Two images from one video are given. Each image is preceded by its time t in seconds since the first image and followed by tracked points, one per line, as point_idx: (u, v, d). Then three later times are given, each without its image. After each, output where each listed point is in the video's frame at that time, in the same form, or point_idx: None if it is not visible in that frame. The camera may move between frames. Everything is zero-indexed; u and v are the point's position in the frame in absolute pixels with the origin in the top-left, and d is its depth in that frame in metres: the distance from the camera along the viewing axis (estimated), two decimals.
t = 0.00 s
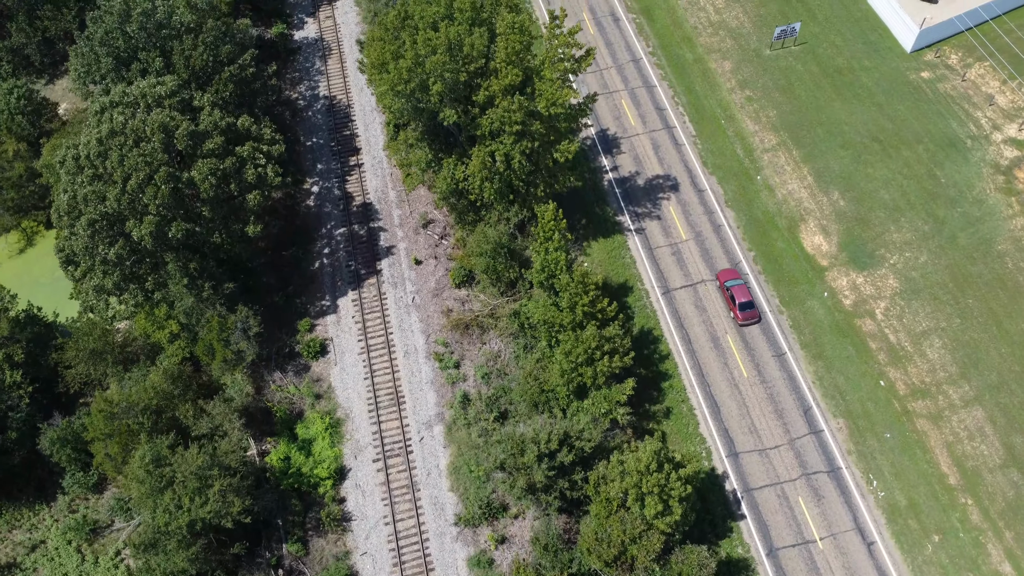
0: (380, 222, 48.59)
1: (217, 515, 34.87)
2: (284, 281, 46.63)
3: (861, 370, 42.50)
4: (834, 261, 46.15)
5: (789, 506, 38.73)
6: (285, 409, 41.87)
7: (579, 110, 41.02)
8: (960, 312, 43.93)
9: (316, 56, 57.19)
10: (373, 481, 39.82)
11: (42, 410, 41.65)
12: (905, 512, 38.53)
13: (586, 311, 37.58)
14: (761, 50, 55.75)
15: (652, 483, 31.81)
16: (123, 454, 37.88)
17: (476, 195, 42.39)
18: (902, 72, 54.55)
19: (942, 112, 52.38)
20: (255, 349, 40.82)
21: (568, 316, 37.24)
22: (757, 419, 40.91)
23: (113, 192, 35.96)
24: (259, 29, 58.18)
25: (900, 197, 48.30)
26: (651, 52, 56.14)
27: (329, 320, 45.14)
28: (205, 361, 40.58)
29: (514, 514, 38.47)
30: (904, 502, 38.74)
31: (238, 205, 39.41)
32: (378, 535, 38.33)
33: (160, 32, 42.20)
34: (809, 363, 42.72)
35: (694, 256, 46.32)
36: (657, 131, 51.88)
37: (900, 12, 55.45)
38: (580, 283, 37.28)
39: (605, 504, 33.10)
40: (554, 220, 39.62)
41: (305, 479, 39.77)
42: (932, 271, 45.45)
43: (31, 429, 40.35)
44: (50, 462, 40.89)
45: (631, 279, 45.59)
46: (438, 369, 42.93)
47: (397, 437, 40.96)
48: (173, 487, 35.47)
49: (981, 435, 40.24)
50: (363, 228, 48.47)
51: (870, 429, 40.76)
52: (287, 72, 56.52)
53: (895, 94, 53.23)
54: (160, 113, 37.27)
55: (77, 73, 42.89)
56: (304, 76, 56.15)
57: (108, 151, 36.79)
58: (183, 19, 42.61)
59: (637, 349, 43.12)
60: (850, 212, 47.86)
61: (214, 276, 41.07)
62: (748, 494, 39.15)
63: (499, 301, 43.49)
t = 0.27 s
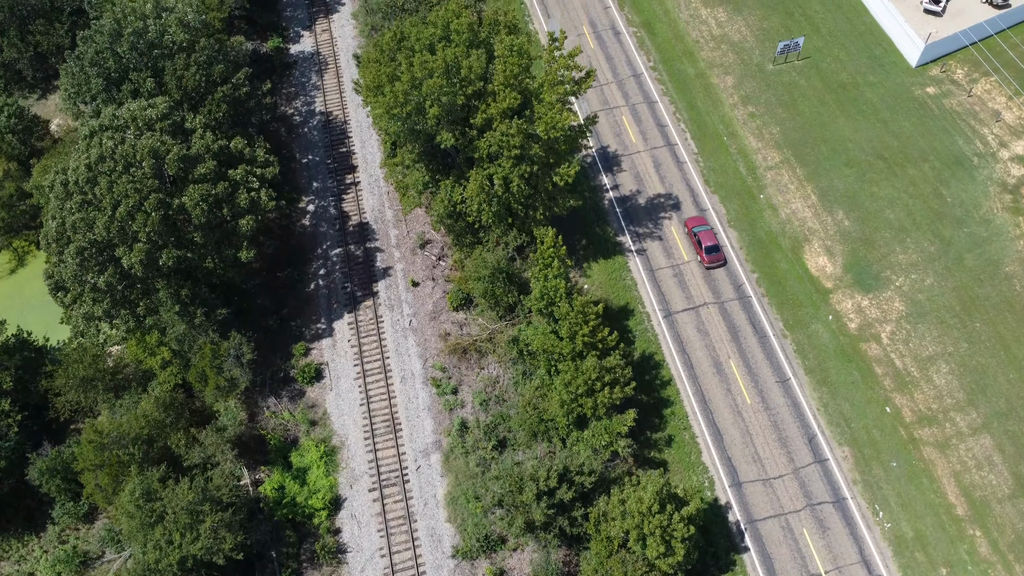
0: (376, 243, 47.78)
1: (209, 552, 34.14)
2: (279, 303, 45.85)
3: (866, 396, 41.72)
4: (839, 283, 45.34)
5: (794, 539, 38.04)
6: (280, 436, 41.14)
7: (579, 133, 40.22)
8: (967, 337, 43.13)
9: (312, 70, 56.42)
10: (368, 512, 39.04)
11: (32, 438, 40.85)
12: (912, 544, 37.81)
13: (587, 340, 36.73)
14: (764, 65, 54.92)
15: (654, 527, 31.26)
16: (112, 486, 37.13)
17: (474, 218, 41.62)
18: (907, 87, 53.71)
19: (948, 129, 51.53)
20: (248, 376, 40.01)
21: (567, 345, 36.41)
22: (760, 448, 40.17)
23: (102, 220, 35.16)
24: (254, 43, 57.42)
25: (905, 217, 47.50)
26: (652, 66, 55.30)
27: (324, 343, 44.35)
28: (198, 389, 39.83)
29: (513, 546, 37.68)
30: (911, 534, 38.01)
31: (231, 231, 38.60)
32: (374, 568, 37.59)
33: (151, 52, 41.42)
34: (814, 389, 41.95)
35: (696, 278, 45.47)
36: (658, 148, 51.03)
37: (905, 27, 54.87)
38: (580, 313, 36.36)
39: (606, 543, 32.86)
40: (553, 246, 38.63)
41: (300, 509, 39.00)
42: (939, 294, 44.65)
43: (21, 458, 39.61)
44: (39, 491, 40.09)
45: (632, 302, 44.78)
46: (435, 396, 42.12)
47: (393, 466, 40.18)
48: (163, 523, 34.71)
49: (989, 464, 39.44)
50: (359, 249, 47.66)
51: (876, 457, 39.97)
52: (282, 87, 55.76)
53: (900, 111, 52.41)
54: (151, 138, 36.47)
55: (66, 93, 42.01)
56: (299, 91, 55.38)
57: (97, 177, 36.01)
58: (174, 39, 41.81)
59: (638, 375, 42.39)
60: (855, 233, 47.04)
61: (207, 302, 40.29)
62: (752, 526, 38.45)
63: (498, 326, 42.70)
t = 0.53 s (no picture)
0: (372, 264, 46.98)
1: None
2: (274, 327, 45.09)
3: (871, 423, 40.92)
4: (843, 306, 44.52)
5: (798, 572, 37.38)
6: (274, 465, 40.42)
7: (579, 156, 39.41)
8: (974, 362, 42.30)
9: (308, 85, 55.66)
10: (364, 544, 38.25)
11: (21, 467, 40.03)
12: None
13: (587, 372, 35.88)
14: (767, 80, 54.09)
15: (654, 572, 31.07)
16: (102, 519, 36.40)
17: (471, 242, 40.85)
18: (912, 103, 52.89)
19: (954, 146, 50.70)
20: (241, 405, 39.19)
21: (566, 375, 35.58)
22: (764, 477, 39.45)
23: (90, 249, 34.40)
24: (249, 57, 56.66)
25: (911, 237, 46.69)
26: (653, 81, 54.47)
27: (319, 368, 43.57)
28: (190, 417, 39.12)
29: None
30: (917, 567, 37.28)
31: (223, 257, 37.80)
32: None
33: (142, 73, 40.67)
34: (818, 416, 41.15)
35: (698, 301, 44.64)
36: (659, 166, 50.20)
37: (910, 41, 54.07)
38: (580, 345, 35.45)
39: None
40: (552, 275, 37.87)
41: (293, 541, 38.24)
42: (945, 317, 43.82)
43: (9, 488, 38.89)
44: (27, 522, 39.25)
45: (633, 326, 44.03)
46: (432, 423, 41.32)
47: (389, 496, 39.38)
48: (153, 560, 34.05)
49: (998, 494, 38.62)
50: (355, 270, 46.87)
51: (881, 487, 39.17)
52: (277, 102, 55.00)
53: (905, 127, 51.55)
54: (140, 164, 35.70)
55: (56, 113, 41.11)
56: (295, 107, 54.63)
57: (85, 204, 35.26)
58: (166, 59, 41.04)
59: (638, 402, 41.70)
60: (860, 254, 46.22)
61: (199, 329, 39.51)
62: (755, 558, 37.80)
63: (496, 351, 41.91)
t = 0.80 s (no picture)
0: (368, 286, 46.18)
1: None
2: (268, 351, 44.29)
3: (877, 452, 40.09)
4: (848, 330, 43.73)
5: None
6: (267, 495, 39.64)
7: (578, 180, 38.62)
8: (982, 388, 41.47)
9: (304, 101, 54.86)
10: None
11: (9, 497, 39.39)
12: None
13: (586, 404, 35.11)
14: (770, 96, 53.26)
15: None
16: (92, 554, 35.27)
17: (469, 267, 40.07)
18: (916, 120, 52.06)
19: (960, 164, 49.85)
20: (233, 435, 38.38)
21: (566, 409, 34.63)
22: (767, 508, 38.67)
23: (77, 280, 33.68)
24: (244, 73, 55.93)
25: (916, 259, 45.89)
26: (654, 97, 53.63)
27: (314, 394, 42.75)
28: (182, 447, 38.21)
29: None
30: None
31: (215, 285, 37.01)
32: None
33: (132, 95, 39.89)
34: (823, 444, 40.34)
35: (700, 325, 43.81)
36: (660, 185, 49.36)
37: (916, 56, 53.19)
38: (580, 378, 34.65)
39: None
40: (551, 305, 37.20)
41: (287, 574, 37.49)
42: (952, 342, 42.98)
43: None
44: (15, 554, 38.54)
45: (633, 351, 43.25)
46: (429, 451, 40.50)
47: (385, 527, 38.59)
48: None
49: (1006, 526, 37.81)
50: (351, 292, 46.06)
51: (887, 518, 38.38)
52: (272, 118, 54.23)
53: (910, 145, 50.75)
54: (129, 192, 34.93)
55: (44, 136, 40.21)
56: (290, 123, 53.85)
57: (72, 234, 34.56)
58: (157, 80, 40.24)
59: (638, 430, 41.01)
60: (864, 276, 45.43)
61: (191, 358, 38.73)
62: None
63: (494, 378, 41.10)
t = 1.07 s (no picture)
0: (364, 308, 45.35)
1: None
2: (262, 375, 43.46)
3: (883, 481, 39.26)
4: (853, 355, 42.89)
5: None
6: (260, 526, 38.92)
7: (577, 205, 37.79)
8: (990, 415, 40.61)
9: (299, 117, 54.01)
10: None
11: None
12: None
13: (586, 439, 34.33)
14: (772, 112, 52.39)
15: None
16: None
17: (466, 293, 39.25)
18: (922, 137, 51.20)
19: (966, 183, 48.97)
20: (225, 466, 37.60)
21: (565, 444, 33.76)
22: (770, 540, 37.90)
23: (63, 311, 32.87)
24: (238, 88, 55.07)
25: (922, 281, 45.04)
26: (655, 113, 52.76)
27: (308, 420, 41.93)
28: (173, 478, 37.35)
29: None
30: None
31: (206, 314, 36.20)
32: None
33: (121, 118, 39.10)
34: (827, 473, 39.54)
35: (702, 349, 42.96)
36: (661, 204, 48.50)
37: (921, 72, 52.42)
38: (579, 414, 33.87)
39: None
40: (551, 336, 36.37)
41: None
42: (959, 367, 42.11)
43: None
44: None
45: (634, 377, 42.45)
46: (425, 480, 39.69)
47: (380, 559, 37.83)
48: None
49: (1015, 559, 37.01)
50: (346, 315, 45.23)
51: (892, 550, 37.60)
52: (267, 135, 53.40)
53: (915, 163, 49.86)
54: (117, 220, 34.16)
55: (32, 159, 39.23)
56: (286, 140, 53.01)
57: (59, 264, 33.84)
58: (147, 101, 39.40)
59: (638, 459, 40.33)
60: (869, 298, 44.59)
61: (182, 387, 37.92)
62: None
63: (492, 405, 40.28)
